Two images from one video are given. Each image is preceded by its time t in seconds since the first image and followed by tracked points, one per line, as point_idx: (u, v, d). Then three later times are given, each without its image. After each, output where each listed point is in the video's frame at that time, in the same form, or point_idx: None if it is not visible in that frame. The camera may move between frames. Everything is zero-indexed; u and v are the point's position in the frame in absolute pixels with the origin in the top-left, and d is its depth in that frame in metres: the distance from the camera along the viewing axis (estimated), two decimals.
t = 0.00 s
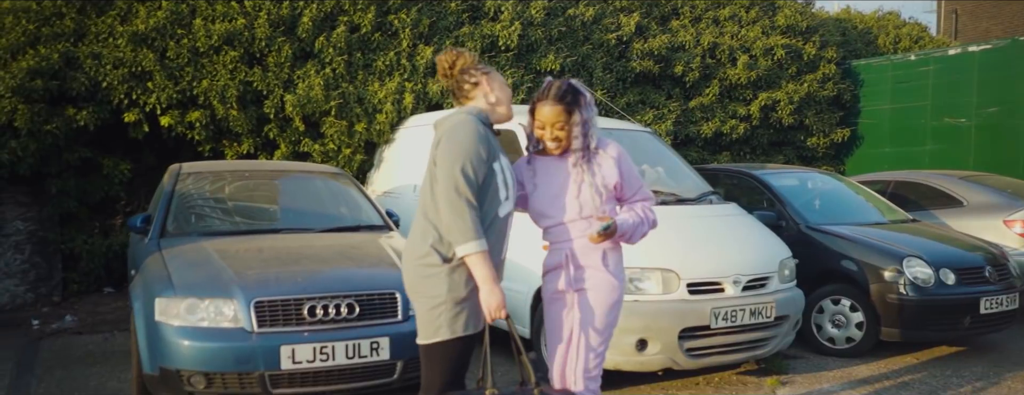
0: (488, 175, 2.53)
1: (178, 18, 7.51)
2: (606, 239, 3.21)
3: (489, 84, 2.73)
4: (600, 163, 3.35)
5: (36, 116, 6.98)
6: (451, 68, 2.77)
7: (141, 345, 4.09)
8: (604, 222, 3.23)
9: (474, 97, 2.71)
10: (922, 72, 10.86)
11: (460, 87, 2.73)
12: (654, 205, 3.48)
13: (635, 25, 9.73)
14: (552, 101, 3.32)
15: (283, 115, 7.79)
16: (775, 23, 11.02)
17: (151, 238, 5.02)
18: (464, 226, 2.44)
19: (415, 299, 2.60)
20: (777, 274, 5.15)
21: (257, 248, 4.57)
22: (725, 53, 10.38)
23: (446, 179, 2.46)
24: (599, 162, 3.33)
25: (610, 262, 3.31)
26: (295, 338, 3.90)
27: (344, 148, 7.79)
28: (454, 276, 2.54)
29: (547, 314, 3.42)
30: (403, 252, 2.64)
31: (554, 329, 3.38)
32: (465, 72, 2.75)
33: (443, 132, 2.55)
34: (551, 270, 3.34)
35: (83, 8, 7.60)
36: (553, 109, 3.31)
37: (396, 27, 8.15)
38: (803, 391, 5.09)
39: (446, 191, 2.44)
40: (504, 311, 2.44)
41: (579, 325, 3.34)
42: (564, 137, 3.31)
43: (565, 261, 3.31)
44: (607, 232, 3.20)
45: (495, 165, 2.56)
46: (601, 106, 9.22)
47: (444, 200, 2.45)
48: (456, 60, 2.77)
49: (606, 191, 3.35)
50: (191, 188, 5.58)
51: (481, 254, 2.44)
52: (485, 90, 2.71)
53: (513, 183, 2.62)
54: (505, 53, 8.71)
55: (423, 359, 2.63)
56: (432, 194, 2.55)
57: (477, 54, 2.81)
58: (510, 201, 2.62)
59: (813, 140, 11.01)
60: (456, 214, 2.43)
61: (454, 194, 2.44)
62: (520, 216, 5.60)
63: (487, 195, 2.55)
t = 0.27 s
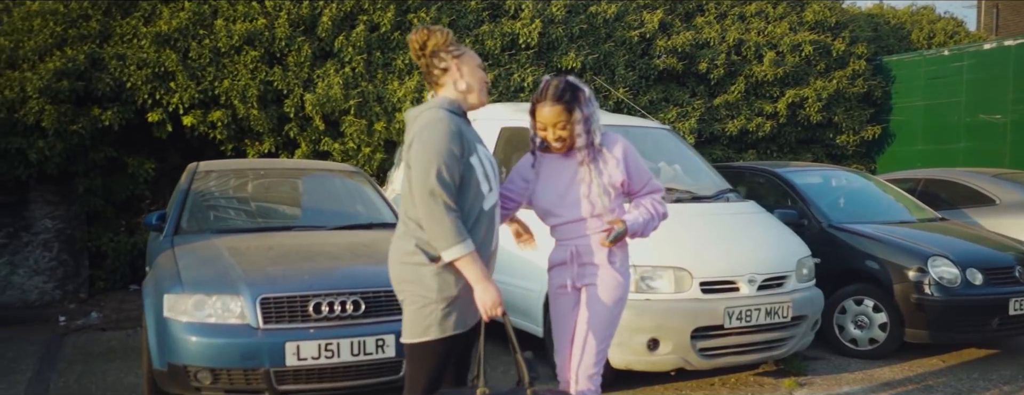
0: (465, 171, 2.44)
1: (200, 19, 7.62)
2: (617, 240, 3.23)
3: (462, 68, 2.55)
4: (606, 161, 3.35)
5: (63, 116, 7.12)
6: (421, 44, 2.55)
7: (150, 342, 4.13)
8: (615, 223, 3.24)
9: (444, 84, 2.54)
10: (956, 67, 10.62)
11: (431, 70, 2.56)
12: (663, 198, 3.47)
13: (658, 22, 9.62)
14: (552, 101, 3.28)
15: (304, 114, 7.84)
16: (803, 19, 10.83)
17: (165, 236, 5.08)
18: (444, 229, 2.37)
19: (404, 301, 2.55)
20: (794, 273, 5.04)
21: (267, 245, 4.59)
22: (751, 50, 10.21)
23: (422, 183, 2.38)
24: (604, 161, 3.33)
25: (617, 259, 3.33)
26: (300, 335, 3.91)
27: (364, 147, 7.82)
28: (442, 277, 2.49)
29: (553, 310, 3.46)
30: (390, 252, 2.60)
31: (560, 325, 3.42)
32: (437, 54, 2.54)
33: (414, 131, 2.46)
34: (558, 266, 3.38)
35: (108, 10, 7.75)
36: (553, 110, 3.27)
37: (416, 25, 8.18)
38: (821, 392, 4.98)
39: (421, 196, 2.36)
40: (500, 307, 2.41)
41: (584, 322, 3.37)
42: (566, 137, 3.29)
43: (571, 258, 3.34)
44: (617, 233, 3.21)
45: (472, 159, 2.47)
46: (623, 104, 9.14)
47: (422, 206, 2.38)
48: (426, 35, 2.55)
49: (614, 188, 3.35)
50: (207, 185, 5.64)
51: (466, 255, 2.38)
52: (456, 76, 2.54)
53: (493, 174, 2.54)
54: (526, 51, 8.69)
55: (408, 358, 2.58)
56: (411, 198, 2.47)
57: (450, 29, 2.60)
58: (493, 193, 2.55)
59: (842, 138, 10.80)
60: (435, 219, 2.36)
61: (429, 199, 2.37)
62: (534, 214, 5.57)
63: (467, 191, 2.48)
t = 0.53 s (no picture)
0: (441, 171, 2.44)
1: (220, 19, 7.73)
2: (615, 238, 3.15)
3: (436, 64, 2.51)
4: (607, 157, 3.27)
5: (87, 116, 7.25)
6: (397, 29, 2.50)
7: (158, 337, 4.16)
8: (612, 220, 3.16)
9: (416, 80, 2.52)
10: (989, 63, 10.33)
11: (405, 64, 2.53)
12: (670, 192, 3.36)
13: (680, 19, 9.51)
14: (549, 99, 3.22)
15: (322, 113, 7.90)
16: (830, 15, 10.64)
17: (178, 233, 5.15)
18: (425, 234, 2.38)
19: (388, 301, 2.55)
20: (809, 272, 4.94)
21: (276, 242, 4.62)
22: (776, 46, 10.01)
23: (398, 190, 2.37)
24: (604, 157, 3.26)
25: (620, 255, 3.29)
26: (304, 331, 3.92)
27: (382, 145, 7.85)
28: (428, 277, 2.50)
29: (556, 305, 3.46)
30: (370, 254, 2.59)
31: (562, 320, 3.42)
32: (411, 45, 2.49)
33: (386, 134, 2.44)
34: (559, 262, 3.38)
35: (131, 11, 7.87)
36: (549, 108, 3.22)
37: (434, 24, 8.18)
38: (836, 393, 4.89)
39: (398, 202, 2.36)
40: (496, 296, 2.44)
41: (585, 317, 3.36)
42: (565, 134, 3.24)
43: (572, 255, 3.32)
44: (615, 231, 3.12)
45: (447, 158, 2.47)
46: (643, 102, 9.07)
47: (400, 212, 2.38)
48: (404, 21, 2.49)
49: (617, 184, 3.28)
50: (221, 183, 5.70)
51: (450, 255, 2.40)
52: (428, 74, 2.51)
53: (470, 170, 2.55)
54: (545, 49, 8.65)
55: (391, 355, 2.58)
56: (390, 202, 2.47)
57: (430, 15, 2.52)
58: (471, 189, 2.57)
59: (870, 136, 10.59)
60: (415, 224, 2.37)
61: (407, 204, 2.36)
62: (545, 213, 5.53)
63: (444, 190, 2.48)
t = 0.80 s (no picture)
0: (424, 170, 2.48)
1: (236, 20, 7.83)
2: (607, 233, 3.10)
3: (419, 65, 2.51)
4: (607, 154, 3.23)
5: (105, 115, 7.35)
6: (386, 23, 2.50)
7: (164, 333, 4.21)
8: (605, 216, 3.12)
9: (397, 77, 2.53)
10: (1013, 60, 10.16)
11: (387, 62, 2.54)
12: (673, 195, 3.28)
13: (696, 17, 9.44)
14: (547, 95, 3.21)
15: (336, 112, 7.95)
16: (850, 12, 10.50)
17: (187, 230, 5.21)
18: (412, 233, 2.41)
19: (377, 301, 2.59)
20: (819, 271, 4.88)
21: (282, 240, 4.65)
22: (794, 44, 9.90)
23: (383, 191, 2.39)
24: (603, 155, 3.23)
25: (618, 253, 3.25)
26: (306, 327, 3.95)
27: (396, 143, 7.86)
28: (416, 276, 2.54)
29: (556, 304, 3.44)
30: (355, 254, 2.63)
31: (562, 318, 3.39)
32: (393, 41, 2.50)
33: (369, 135, 2.45)
34: (559, 259, 3.36)
35: (149, 12, 7.97)
36: (547, 104, 3.21)
37: (447, 23, 8.19)
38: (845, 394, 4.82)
39: (383, 203, 2.39)
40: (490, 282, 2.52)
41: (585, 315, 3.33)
42: (563, 129, 3.23)
43: (571, 252, 3.30)
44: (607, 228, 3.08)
45: (430, 158, 2.50)
46: (658, 101, 9.02)
47: (386, 212, 2.41)
48: (394, 16, 2.49)
49: (615, 182, 3.23)
50: (231, 181, 5.76)
51: (436, 253, 2.45)
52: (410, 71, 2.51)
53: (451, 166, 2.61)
54: (559, 48, 8.62)
55: (378, 354, 2.63)
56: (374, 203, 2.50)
57: (420, 12, 2.51)
58: (452, 186, 2.62)
59: (891, 134, 10.43)
60: (401, 224, 2.40)
61: (392, 205, 2.40)
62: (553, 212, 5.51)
63: (427, 188, 2.52)
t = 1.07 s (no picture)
0: (418, 166, 2.52)
1: (254, 21, 7.94)
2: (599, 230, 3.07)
3: (403, 63, 2.56)
4: (607, 150, 3.20)
5: (127, 115, 7.49)
6: (373, 21, 2.53)
7: (173, 329, 4.27)
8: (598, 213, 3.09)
9: (383, 75, 2.57)
10: None
11: (371, 60, 2.58)
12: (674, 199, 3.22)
13: (715, 15, 9.37)
14: (553, 87, 3.24)
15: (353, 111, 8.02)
16: (873, 10, 10.35)
17: (200, 228, 5.29)
18: (409, 230, 2.45)
19: (370, 300, 2.61)
20: (830, 271, 4.82)
21: (290, 238, 4.71)
22: (815, 43, 9.79)
23: (381, 189, 2.42)
24: (604, 151, 3.20)
25: (615, 252, 3.22)
26: (310, 324, 3.99)
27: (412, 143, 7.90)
28: (411, 271, 2.59)
29: (555, 304, 3.43)
30: (343, 253, 2.63)
31: (561, 318, 3.38)
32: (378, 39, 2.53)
33: (360, 135, 2.48)
34: (559, 256, 3.36)
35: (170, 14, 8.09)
36: (552, 96, 3.24)
37: (462, 23, 8.22)
38: None
39: (382, 202, 2.41)
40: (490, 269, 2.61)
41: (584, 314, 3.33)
42: (566, 122, 3.24)
43: (570, 248, 3.29)
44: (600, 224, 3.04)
45: (422, 153, 2.55)
46: (676, 100, 8.99)
47: (383, 209, 2.44)
48: (382, 16, 2.51)
49: (615, 180, 3.20)
50: (245, 180, 5.83)
51: (434, 247, 2.50)
52: (395, 68, 2.55)
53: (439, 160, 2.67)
54: (575, 47, 8.63)
55: (367, 353, 2.66)
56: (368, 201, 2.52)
57: (407, 10, 2.55)
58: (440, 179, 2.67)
59: (916, 134, 10.26)
60: (401, 220, 2.44)
61: (390, 203, 2.43)
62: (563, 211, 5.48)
63: (420, 183, 2.57)
